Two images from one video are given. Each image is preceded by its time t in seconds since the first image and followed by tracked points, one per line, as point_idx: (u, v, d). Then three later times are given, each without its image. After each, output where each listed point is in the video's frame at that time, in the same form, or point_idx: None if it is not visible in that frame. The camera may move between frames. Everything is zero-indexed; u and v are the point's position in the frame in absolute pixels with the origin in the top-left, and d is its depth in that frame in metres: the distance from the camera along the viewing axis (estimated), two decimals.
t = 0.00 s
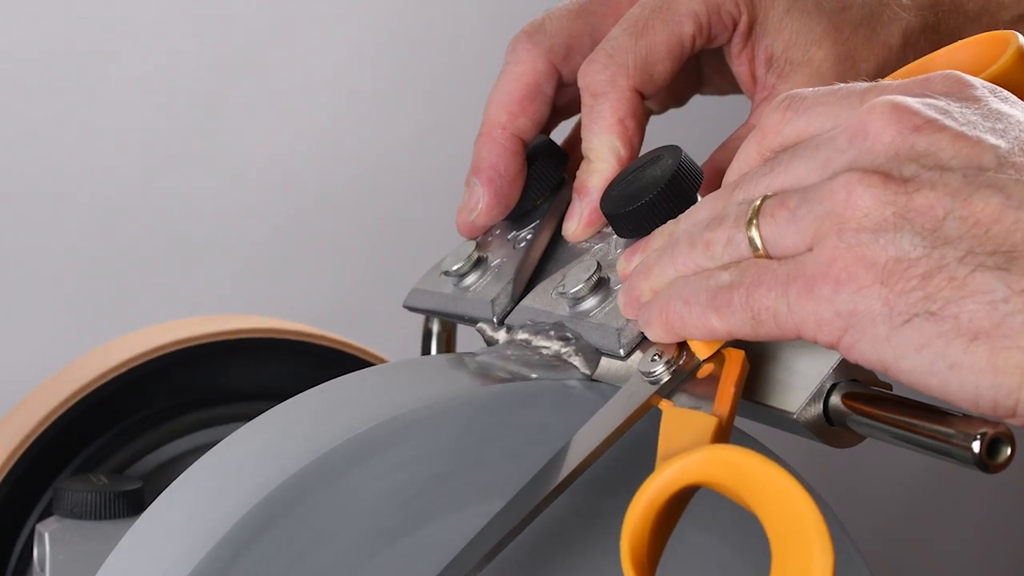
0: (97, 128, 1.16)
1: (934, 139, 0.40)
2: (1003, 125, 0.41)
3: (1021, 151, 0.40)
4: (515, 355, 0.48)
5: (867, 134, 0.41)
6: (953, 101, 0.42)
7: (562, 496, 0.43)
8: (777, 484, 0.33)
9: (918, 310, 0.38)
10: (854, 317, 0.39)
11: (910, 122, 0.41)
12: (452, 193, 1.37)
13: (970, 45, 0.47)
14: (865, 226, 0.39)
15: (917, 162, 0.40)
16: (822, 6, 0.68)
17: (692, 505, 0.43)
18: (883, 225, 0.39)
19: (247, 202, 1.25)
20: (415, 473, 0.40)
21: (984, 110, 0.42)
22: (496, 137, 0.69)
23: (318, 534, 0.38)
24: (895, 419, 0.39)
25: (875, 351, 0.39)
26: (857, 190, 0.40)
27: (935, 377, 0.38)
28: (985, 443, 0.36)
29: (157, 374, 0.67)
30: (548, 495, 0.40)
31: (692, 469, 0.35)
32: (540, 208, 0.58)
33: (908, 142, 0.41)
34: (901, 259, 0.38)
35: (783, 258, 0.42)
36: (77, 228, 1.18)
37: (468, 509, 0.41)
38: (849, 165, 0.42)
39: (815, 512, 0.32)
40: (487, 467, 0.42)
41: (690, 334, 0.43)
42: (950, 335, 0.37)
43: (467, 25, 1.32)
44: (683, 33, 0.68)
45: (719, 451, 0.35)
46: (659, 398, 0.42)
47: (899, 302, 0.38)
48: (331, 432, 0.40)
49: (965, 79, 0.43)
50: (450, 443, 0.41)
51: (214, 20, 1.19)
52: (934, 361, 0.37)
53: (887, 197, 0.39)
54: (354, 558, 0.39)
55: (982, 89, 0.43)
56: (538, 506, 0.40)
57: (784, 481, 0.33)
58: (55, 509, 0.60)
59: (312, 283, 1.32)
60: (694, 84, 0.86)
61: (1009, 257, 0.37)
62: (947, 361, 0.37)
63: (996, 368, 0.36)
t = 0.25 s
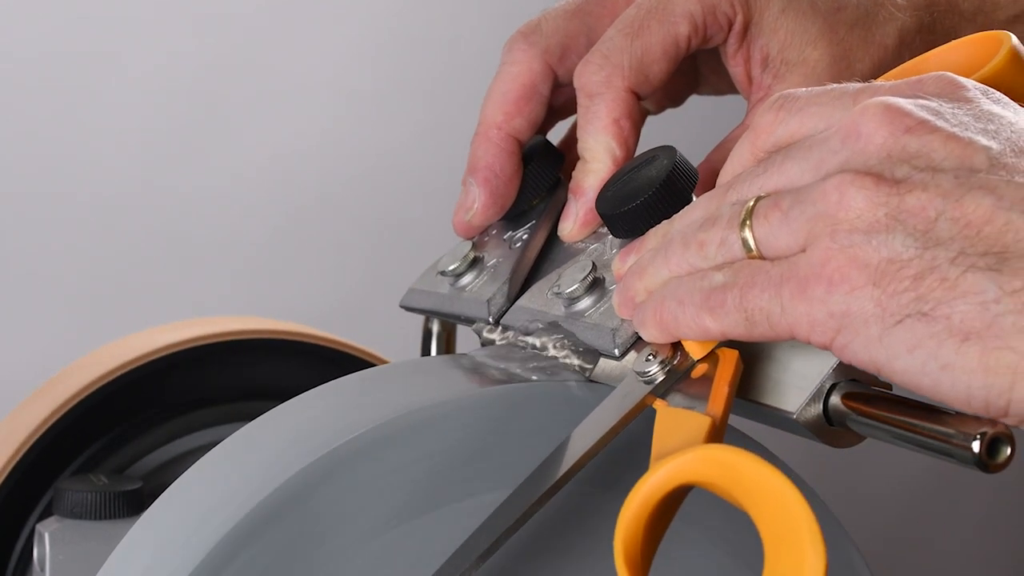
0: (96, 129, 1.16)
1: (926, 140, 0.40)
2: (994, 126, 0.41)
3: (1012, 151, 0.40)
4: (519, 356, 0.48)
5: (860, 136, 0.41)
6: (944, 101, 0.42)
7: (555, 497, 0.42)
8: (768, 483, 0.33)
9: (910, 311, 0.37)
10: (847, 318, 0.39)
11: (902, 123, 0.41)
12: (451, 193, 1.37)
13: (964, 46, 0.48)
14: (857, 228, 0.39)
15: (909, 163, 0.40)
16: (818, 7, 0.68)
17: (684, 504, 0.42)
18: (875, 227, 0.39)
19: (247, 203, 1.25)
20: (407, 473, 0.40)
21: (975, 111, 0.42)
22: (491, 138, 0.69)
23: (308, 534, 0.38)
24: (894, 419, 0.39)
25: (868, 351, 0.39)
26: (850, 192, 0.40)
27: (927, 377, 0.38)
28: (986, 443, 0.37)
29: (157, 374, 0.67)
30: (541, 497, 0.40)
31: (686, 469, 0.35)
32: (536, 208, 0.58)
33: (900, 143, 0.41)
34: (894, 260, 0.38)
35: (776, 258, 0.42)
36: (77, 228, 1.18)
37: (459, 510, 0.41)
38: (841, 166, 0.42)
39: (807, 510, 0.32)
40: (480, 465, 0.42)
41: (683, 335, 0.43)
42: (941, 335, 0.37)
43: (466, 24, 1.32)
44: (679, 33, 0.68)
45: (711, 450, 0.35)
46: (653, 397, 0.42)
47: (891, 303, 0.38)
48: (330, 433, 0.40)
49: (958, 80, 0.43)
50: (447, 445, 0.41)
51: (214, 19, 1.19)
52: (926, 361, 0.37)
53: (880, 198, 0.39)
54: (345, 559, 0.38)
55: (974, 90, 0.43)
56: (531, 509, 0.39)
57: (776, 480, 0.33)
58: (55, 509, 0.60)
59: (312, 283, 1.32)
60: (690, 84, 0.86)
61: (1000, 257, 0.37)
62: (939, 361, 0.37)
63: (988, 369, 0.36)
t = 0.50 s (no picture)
0: (97, 128, 1.16)
1: (918, 142, 0.40)
2: (986, 127, 0.41)
3: (1004, 153, 0.40)
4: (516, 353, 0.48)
5: (852, 137, 0.41)
6: (936, 102, 0.42)
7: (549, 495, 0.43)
8: (759, 481, 0.33)
9: (900, 313, 0.38)
10: (839, 319, 0.39)
11: (894, 125, 0.41)
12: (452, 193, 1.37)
13: (958, 46, 0.48)
14: (850, 230, 0.40)
15: (901, 166, 0.40)
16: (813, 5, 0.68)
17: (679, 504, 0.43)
18: (867, 228, 0.39)
19: (247, 204, 1.25)
20: (401, 473, 0.40)
21: (967, 112, 0.42)
22: (488, 135, 0.69)
23: (300, 532, 0.38)
24: (895, 419, 0.39)
25: (860, 353, 0.39)
26: (842, 195, 0.40)
27: (919, 379, 0.38)
28: (985, 442, 0.36)
29: (157, 374, 0.67)
30: (535, 493, 0.40)
31: (677, 466, 0.35)
32: (532, 205, 0.58)
33: (892, 145, 0.41)
34: (885, 262, 0.39)
35: (769, 259, 0.42)
36: (77, 228, 1.18)
37: (453, 510, 0.42)
38: (834, 167, 0.42)
39: (798, 508, 0.32)
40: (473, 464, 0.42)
41: (677, 334, 0.43)
42: (932, 336, 0.37)
43: (466, 24, 1.31)
44: (674, 32, 0.68)
45: (703, 448, 0.35)
46: (647, 394, 0.42)
47: (882, 305, 0.38)
48: (325, 434, 0.40)
49: (950, 81, 0.43)
50: (445, 446, 0.41)
51: (213, 19, 1.18)
52: (917, 362, 0.38)
53: (872, 200, 0.40)
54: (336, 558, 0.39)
55: (966, 91, 0.43)
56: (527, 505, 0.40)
57: (767, 477, 0.33)
58: (55, 510, 0.60)
59: (311, 283, 1.32)
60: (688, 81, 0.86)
61: (991, 258, 0.37)
62: (929, 362, 0.37)
63: (978, 370, 0.37)
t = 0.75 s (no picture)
0: (96, 128, 1.16)
1: (910, 141, 0.40)
2: (977, 127, 0.42)
3: (995, 152, 0.41)
4: (513, 356, 0.48)
5: (846, 137, 0.41)
6: (927, 102, 0.43)
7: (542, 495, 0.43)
8: (753, 479, 0.34)
9: (892, 312, 0.38)
10: (831, 318, 0.39)
11: (887, 125, 0.41)
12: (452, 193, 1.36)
13: (952, 46, 0.47)
14: (842, 229, 0.40)
15: (893, 165, 0.40)
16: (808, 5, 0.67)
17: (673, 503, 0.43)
18: (860, 228, 0.40)
19: (247, 204, 1.25)
20: (396, 473, 0.40)
21: (958, 113, 0.42)
22: (484, 135, 0.70)
23: (294, 535, 0.38)
24: (895, 420, 0.39)
25: (852, 351, 0.39)
26: (835, 194, 0.40)
27: (911, 376, 0.38)
28: (986, 443, 0.36)
29: (156, 374, 0.67)
30: (530, 492, 0.40)
31: (671, 465, 0.35)
32: (528, 206, 0.58)
33: (884, 145, 0.41)
34: (878, 261, 0.39)
35: (763, 259, 0.43)
36: (77, 229, 1.18)
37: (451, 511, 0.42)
38: (827, 167, 0.42)
39: (791, 506, 0.32)
40: (467, 464, 0.42)
41: (671, 333, 0.43)
42: (924, 335, 0.37)
43: (466, 24, 1.31)
44: (669, 32, 0.68)
45: (698, 446, 0.35)
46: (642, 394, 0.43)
47: (874, 303, 0.38)
48: (321, 435, 0.40)
49: (942, 82, 0.43)
50: (440, 445, 0.41)
51: (213, 19, 1.18)
52: (909, 360, 0.38)
53: (864, 200, 0.40)
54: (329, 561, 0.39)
55: (959, 92, 0.43)
56: (520, 505, 0.40)
57: (760, 475, 0.33)
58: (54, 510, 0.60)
59: (311, 282, 1.32)
60: (685, 81, 0.86)
61: (981, 258, 0.37)
62: (921, 360, 0.38)
63: (970, 368, 0.37)
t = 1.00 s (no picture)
0: (97, 129, 1.16)
1: (905, 141, 0.40)
2: (972, 126, 0.42)
3: (989, 152, 0.41)
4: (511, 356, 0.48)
5: (840, 137, 0.41)
6: (922, 101, 0.43)
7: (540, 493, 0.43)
8: (747, 478, 0.34)
9: (886, 311, 0.38)
10: (826, 318, 0.39)
11: (881, 125, 0.41)
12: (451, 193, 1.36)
13: (947, 46, 0.47)
14: (837, 229, 0.40)
15: (888, 165, 0.41)
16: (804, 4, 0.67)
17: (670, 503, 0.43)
18: (854, 227, 0.40)
19: (247, 204, 1.25)
20: (393, 474, 0.40)
21: (953, 112, 0.42)
22: (481, 135, 0.70)
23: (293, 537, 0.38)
24: (893, 419, 0.39)
25: (846, 351, 0.39)
26: (829, 194, 0.40)
27: (905, 376, 0.38)
28: (986, 442, 0.35)
29: (155, 375, 0.67)
30: (525, 492, 0.40)
31: (665, 463, 0.35)
32: (526, 204, 0.58)
33: (879, 145, 0.41)
34: (872, 261, 0.39)
35: (758, 258, 0.43)
36: (78, 229, 1.18)
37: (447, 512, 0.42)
38: (822, 166, 0.42)
39: (786, 505, 0.32)
40: (463, 464, 0.42)
41: (668, 332, 0.43)
42: (917, 334, 0.37)
43: (466, 23, 1.31)
44: (666, 31, 0.68)
45: (691, 445, 0.35)
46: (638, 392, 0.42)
47: (868, 303, 0.38)
48: (317, 435, 0.40)
49: (937, 82, 0.43)
50: (437, 446, 0.41)
51: (213, 19, 1.18)
52: (903, 359, 0.38)
53: (859, 199, 0.40)
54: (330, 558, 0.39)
55: (953, 92, 0.43)
56: (515, 504, 0.40)
57: (753, 474, 0.33)
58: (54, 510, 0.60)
59: (311, 282, 1.32)
60: (683, 81, 0.86)
61: (975, 257, 0.37)
62: (915, 360, 0.38)
63: (963, 367, 0.37)
